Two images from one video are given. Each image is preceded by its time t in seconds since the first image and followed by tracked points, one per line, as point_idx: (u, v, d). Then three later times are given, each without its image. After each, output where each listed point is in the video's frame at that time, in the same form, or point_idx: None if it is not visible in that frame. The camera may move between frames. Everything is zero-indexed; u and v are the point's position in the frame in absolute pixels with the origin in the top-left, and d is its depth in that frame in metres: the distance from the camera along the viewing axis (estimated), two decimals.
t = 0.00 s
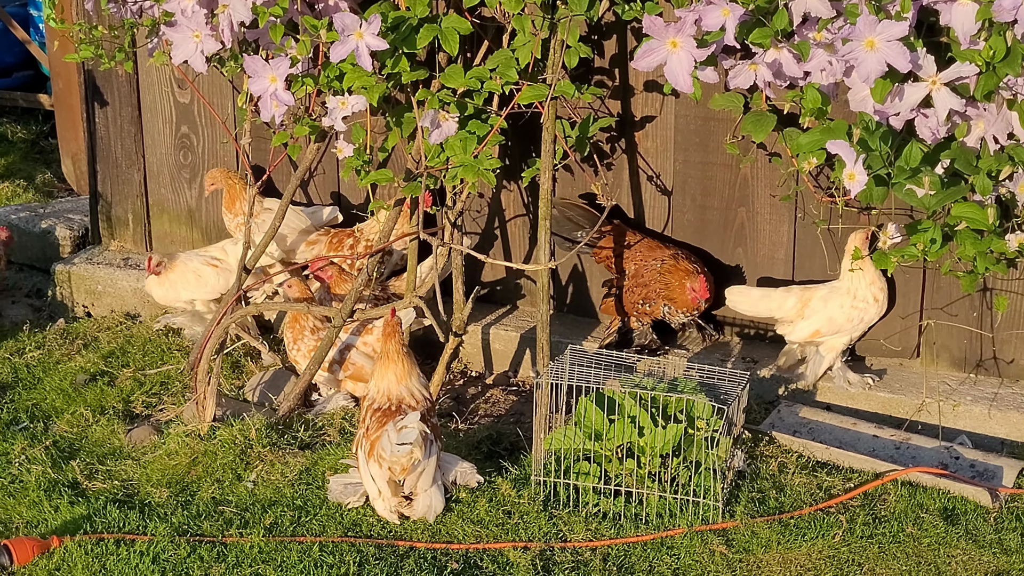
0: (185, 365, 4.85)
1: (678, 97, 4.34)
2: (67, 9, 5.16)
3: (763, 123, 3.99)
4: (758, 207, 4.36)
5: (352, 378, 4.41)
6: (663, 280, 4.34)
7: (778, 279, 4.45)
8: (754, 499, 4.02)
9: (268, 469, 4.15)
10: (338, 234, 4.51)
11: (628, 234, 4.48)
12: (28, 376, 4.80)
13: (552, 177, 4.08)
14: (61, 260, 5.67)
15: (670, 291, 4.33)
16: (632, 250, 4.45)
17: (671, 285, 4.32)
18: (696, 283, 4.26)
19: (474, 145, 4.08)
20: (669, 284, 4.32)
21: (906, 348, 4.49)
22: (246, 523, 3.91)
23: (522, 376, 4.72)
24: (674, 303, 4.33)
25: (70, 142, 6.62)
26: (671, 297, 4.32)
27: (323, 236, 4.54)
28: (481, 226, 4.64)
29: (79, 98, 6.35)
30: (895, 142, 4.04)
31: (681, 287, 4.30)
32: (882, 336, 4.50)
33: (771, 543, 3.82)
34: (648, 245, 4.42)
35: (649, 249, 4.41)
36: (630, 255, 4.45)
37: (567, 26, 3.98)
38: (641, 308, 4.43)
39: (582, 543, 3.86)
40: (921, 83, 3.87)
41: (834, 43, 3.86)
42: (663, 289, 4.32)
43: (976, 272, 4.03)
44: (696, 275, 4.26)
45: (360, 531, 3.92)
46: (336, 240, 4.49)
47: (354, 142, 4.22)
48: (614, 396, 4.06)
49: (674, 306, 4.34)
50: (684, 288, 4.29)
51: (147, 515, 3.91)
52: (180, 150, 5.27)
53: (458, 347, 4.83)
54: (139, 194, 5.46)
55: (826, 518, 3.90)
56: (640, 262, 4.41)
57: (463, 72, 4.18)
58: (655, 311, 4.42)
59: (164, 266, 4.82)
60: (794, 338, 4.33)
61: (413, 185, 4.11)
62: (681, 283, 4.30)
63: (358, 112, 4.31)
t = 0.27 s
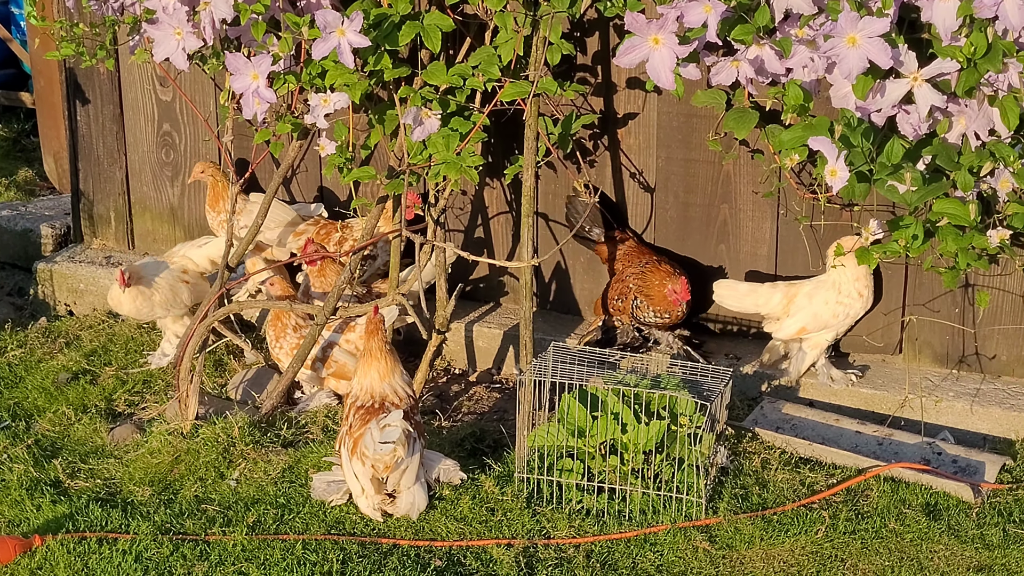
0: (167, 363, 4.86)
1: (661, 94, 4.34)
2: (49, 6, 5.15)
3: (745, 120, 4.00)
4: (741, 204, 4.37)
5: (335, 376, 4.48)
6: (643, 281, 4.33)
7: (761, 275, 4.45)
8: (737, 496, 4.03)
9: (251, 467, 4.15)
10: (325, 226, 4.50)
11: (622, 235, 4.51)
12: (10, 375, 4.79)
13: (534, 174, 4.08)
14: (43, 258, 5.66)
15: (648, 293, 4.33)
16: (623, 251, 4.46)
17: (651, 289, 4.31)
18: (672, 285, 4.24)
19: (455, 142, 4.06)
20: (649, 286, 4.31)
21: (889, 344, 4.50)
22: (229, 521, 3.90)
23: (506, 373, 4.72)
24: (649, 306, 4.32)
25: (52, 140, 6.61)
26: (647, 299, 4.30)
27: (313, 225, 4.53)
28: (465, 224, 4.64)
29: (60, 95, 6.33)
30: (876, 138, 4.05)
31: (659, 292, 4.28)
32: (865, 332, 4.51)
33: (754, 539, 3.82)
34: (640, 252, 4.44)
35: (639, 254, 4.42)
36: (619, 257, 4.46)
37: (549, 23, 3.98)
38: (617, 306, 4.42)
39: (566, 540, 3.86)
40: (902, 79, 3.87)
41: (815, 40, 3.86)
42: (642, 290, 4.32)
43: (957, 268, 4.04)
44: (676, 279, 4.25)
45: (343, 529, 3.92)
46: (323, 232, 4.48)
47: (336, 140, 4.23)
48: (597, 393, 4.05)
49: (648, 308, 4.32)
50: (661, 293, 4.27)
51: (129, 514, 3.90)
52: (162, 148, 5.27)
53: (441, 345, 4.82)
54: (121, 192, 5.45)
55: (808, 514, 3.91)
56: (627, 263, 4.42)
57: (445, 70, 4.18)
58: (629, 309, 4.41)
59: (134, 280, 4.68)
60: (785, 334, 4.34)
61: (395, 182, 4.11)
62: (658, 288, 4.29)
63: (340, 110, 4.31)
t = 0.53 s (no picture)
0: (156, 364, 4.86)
1: (649, 93, 4.34)
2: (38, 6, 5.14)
3: (733, 119, 4.00)
4: (729, 203, 4.37)
5: (323, 376, 4.49)
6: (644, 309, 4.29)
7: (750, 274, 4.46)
8: (726, 495, 4.03)
9: (240, 467, 4.14)
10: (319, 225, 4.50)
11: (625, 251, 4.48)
12: None
13: (523, 174, 4.08)
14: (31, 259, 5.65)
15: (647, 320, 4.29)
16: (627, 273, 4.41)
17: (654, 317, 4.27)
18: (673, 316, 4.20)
19: (444, 142, 4.06)
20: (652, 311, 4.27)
21: (878, 343, 4.51)
22: (218, 522, 3.89)
23: (495, 373, 4.72)
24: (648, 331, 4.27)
25: (40, 140, 6.59)
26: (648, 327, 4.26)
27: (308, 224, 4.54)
28: (453, 223, 4.64)
29: (48, 95, 6.32)
30: (865, 137, 4.05)
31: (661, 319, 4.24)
32: (854, 331, 4.52)
33: (743, 538, 3.83)
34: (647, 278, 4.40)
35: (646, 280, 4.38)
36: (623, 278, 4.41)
37: (538, 22, 3.98)
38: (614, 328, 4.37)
39: (555, 539, 3.86)
40: (890, 78, 3.89)
41: (804, 39, 3.86)
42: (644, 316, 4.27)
43: (946, 266, 4.04)
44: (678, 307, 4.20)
45: (332, 529, 3.91)
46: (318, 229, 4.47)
47: (324, 139, 4.23)
48: (586, 392, 4.04)
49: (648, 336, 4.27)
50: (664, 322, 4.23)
51: (118, 515, 3.89)
52: (150, 148, 5.26)
53: (430, 344, 4.82)
54: (109, 192, 5.44)
55: (797, 513, 3.91)
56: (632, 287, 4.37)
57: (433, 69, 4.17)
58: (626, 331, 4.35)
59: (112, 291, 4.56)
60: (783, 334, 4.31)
61: (384, 182, 4.11)
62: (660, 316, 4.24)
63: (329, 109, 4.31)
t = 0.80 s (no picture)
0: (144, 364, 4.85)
1: (638, 93, 4.34)
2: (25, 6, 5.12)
3: (721, 119, 4.01)
4: (718, 202, 4.37)
5: (312, 377, 4.44)
6: (650, 336, 4.28)
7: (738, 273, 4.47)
8: (715, 494, 4.03)
9: (229, 468, 4.14)
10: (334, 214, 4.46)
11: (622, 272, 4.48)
12: None
13: (511, 174, 4.07)
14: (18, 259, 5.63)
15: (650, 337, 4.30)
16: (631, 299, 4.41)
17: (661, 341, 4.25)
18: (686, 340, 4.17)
19: (432, 142, 4.06)
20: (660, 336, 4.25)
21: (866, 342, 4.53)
22: (206, 522, 3.89)
23: (484, 373, 4.72)
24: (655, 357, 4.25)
25: (26, 141, 6.58)
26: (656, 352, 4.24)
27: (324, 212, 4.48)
28: (442, 223, 4.63)
29: (35, 96, 6.31)
30: (853, 137, 4.05)
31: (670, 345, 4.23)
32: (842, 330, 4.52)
33: (732, 537, 3.83)
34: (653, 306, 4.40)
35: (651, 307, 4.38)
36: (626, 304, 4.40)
37: (526, 22, 3.97)
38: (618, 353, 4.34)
39: (544, 539, 3.86)
40: (878, 78, 3.90)
41: (792, 39, 3.86)
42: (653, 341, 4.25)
43: (934, 266, 4.06)
44: (690, 329, 4.18)
45: (320, 529, 3.91)
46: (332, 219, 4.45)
47: (313, 140, 4.21)
48: (574, 392, 4.04)
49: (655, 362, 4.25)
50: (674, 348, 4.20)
51: (106, 516, 3.88)
52: (138, 148, 5.26)
53: (419, 344, 4.82)
54: (97, 192, 5.43)
55: (786, 512, 3.92)
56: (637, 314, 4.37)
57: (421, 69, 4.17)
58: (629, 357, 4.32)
59: (76, 315, 4.53)
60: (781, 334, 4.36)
61: (372, 182, 4.10)
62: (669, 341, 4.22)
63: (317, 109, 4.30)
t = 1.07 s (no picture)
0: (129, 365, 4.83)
1: (623, 92, 4.34)
2: (9, 5, 5.11)
3: (706, 118, 4.01)
4: (703, 201, 4.37)
5: (297, 377, 4.44)
6: (648, 332, 4.25)
7: (724, 273, 4.46)
8: (701, 493, 4.03)
9: (214, 469, 4.13)
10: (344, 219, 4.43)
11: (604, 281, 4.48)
12: None
13: (497, 173, 4.07)
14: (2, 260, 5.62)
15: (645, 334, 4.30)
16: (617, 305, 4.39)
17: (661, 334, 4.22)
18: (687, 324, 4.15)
19: (417, 141, 4.07)
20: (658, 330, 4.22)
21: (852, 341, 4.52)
22: (192, 523, 3.88)
23: (470, 373, 4.71)
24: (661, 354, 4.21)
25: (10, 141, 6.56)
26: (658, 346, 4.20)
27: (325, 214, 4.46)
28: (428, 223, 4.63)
29: (18, 96, 6.29)
30: (838, 136, 4.05)
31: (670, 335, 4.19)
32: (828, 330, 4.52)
33: (718, 537, 3.83)
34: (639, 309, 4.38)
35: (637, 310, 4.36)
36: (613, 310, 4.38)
37: (511, 21, 3.97)
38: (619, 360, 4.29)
39: (530, 539, 3.86)
40: (863, 77, 3.90)
41: (777, 38, 3.87)
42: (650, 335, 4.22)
43: (919, 264, 4.05)
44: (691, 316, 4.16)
45: (306, 530, 3.91)
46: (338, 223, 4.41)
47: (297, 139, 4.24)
48: (560, 392, 4.02)
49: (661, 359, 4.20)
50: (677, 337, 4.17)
51: (91, 517, 3.88)
52: (122, 148, 5.24)
53: (405, 344, 4.81)
54: (81, 192, 5.42)
55: (772, 511, 3.92)
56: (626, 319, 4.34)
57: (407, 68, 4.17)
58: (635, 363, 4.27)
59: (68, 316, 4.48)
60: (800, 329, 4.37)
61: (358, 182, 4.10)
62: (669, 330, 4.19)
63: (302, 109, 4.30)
